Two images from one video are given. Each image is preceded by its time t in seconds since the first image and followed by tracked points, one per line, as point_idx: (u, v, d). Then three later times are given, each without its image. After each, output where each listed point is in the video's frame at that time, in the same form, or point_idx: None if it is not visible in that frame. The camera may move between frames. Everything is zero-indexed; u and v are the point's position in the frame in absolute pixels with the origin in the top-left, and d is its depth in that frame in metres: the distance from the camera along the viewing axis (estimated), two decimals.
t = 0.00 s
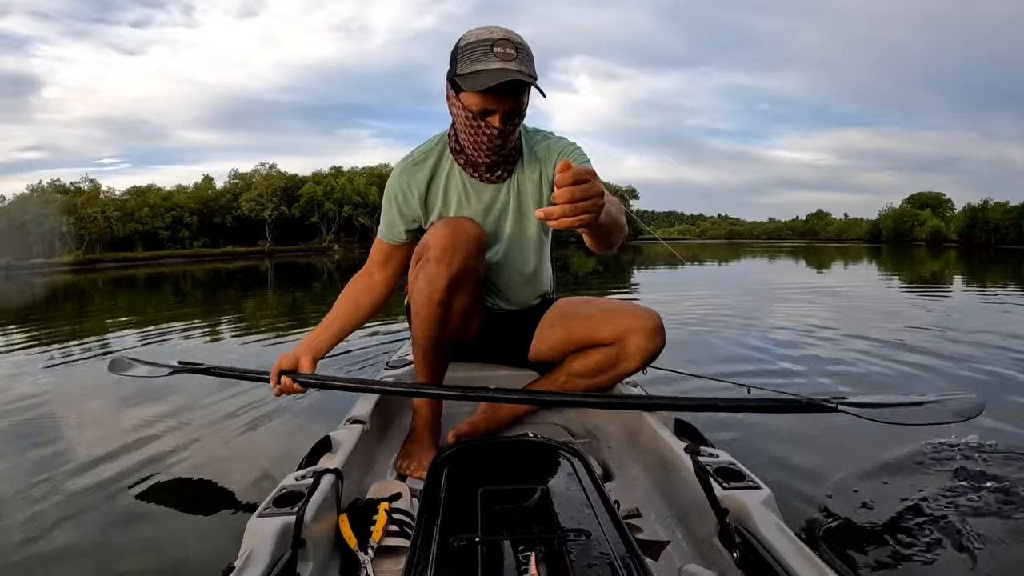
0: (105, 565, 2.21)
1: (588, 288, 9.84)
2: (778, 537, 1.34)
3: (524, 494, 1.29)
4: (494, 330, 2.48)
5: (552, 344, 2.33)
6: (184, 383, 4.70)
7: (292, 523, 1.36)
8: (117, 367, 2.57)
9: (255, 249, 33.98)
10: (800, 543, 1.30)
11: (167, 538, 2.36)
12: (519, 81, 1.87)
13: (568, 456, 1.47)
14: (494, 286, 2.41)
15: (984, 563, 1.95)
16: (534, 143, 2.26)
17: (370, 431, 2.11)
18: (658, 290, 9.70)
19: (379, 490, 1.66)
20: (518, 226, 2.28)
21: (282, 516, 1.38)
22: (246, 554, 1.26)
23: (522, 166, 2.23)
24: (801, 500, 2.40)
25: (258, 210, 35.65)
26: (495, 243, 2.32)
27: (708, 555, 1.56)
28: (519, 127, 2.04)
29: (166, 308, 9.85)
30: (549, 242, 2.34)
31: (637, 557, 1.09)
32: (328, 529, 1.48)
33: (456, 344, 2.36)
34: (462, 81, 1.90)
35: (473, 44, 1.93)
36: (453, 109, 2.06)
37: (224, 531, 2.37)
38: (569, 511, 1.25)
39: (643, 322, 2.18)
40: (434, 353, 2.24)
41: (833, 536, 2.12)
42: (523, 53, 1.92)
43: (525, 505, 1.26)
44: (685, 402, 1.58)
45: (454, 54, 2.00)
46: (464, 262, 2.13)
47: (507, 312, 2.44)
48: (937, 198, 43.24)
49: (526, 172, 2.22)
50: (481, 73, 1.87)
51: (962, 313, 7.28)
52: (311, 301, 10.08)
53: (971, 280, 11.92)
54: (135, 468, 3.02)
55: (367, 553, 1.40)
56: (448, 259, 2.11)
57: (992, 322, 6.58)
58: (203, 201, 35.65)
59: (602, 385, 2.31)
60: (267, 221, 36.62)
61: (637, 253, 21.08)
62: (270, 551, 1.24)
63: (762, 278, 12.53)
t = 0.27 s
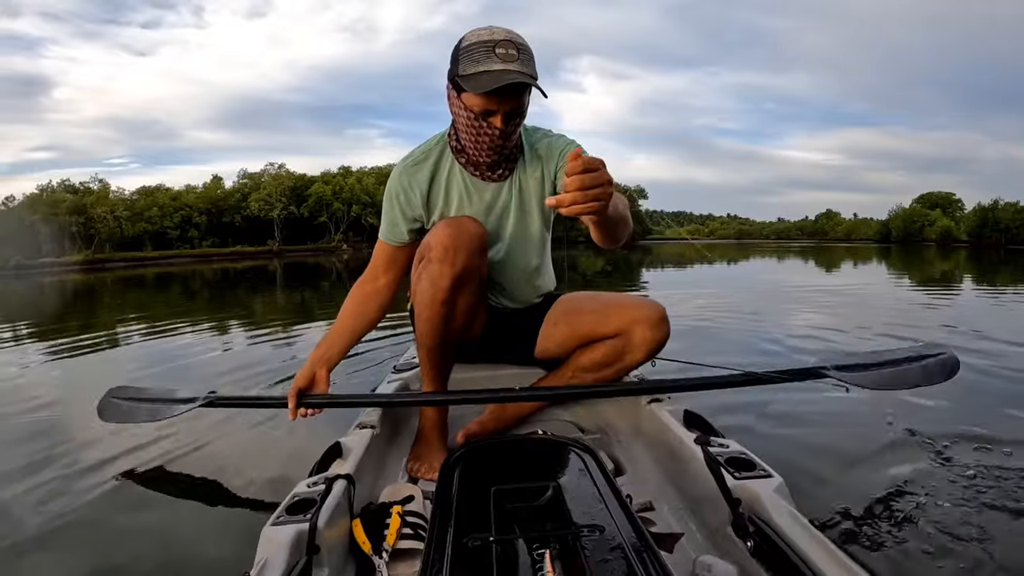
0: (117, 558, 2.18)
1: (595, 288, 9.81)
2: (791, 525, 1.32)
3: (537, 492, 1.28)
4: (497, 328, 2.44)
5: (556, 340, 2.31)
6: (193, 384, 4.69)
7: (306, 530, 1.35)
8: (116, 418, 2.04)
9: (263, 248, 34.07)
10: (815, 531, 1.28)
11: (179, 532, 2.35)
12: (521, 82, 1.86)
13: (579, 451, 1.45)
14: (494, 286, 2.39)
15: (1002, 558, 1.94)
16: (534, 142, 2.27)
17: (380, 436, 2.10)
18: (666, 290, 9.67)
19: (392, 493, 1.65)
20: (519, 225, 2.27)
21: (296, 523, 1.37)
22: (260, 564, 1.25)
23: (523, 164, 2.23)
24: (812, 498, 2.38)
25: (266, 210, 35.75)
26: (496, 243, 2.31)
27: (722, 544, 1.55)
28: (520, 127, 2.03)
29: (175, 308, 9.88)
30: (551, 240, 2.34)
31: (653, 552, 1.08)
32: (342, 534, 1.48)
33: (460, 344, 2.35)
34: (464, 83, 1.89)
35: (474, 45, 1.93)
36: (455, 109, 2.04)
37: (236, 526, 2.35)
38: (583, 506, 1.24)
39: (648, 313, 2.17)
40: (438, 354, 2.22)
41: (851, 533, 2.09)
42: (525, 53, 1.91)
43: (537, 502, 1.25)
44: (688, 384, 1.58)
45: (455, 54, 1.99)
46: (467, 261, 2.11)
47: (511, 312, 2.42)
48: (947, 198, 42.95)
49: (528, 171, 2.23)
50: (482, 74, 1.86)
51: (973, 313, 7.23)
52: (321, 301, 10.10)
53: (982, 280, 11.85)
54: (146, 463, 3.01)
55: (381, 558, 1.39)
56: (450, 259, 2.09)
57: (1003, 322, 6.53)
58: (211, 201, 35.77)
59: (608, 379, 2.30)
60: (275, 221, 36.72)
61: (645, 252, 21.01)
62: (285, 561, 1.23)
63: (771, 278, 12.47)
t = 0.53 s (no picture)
0: (119, 560, 2.19)
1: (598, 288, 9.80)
2: (790, 524, 1.32)
3: (536, 491, 1.28)
4: (496, 328, 2.43)
5: (555, 339, 2.31)
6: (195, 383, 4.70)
7: (306, 532, 1.35)
8: (119, 425, 1.94)
9: (267, 248, 34.12)
10: (813, 529, 1.28)
11: (180, 531, 2.36)
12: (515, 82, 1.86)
13: (579, 452, 1.45)
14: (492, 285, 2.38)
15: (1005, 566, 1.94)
16: (531, 142, 2.28)
17: (380, 437, 2.10)
18: (669, 290, 9.66)
19: (391, 495, 1.65)
20: (516, 223, 2.27)
21: (296, 525, 1.37)
22: (260, 565, 1.25)
23: (520, 163, 2.24)
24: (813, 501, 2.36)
25: (270, 210, 35.82)
26: (493, 241, 2.30)
27: (721, 543, 1.54)
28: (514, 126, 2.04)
29: (180, 308, 9.90)
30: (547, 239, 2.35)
31: (652, 549, 1.08)
32: (342, 536, 1.48)
33: (457, 346, 2.33)
34: (459, 81, 1.89)
35: (470, 43, 1.92)
36: (450, 107, 2.05)
37: (237, 527, 2.36)
38: (582, 506, 1.24)
39: (646, 312, 2.16)
40: (435, 354, 2.20)
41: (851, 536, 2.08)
42: (521, 52, 1.91)
43: (536, 502, 1.25)
44: (691, 386, 1.54)
45: (453, 52, 1.99)
46: (464, 260, 2.11)
47: (510, 311, 2.41)
48: (952, 198, 42.79)
49: (525, 169, 2.24)
50: (478, 73, 1.86)
51: (978, 313, 7.20)
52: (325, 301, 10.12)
53: (987, 279, 11.80)
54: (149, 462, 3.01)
55: (381, 559, 1.39)
56: (447, 258, 2.08)
57: (1009, 322, 6.50)
58: (216, 201, 35.84)
59: (605, 379, 2.29)
60: (279, 221, 36.78)
61: (649, 252, 20.97)
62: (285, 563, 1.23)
63: (775, 278, 12.44)
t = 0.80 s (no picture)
0: (116, 557, 2.21)
1: (601, 288, 9.78)
2: (780, 532, 1.33)
3: (527, 493, 1.29)
4: (491, 331, 2.43)
5: (549, 342, 2.31)
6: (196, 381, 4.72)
7: (296, 528, 1.37)
8: (109, 420, 1.97)
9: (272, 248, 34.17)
10: (803, 538, 1.29)
11: (177, 530, 2.37)
12: (491, 83, 1.87)
13: (570, 453, 1.46)
14: (487, 285, 2.38)
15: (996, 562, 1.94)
16: (527, 143, 2.31)
17: (372, 435, 2.10)
18: (673, 290, 9.64)
19: (382, 493, 1.66)
20: (512, 222, 2.29)
21: (286, 521, 1.39)
22: (249, 560, 1.26)
23: (516, 163, 2.27)
24: (807, 502, 2.36)
25: (275, 210, 35.86)
26: (488, 241, 2.32)
27: (711, 549, 1.55)
28: (502, 124, 2.05)
29: (185, 307, 9.93)
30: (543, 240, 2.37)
31: (641, 554, 1.09)
32: (332, 532, 1.49)
33: (451, 346, 2.33)
34: (444, 80, 1.91)
35: (456, 42, 1.93)
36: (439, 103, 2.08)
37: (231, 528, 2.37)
38: (573, 509, 1.25)
39: (641, 317, 2.17)
40: (428, 351, 2.20)
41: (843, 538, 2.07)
42: (507, 51, 1.90)
43: (528, 504, 1.26)
44: (684, 391, 1.54)
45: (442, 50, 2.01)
46: (458, 258, 2.11)
47: (505, 311, 2.41)
48: (957, 198, 42.59)
49: (521, 170, 2.27)
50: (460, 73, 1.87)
51: (983, 313, 7.16)
52: (328, 300, 10.13)
53: (994, 280, 11.73)
54: (147, 460, 3.03)
55: (370, 556, 1.40)
56: (442, 255, 2.09)
57: (1014, 322, 6.46)
58: (221, 200, 35.92)
59: (599, 382, 2.30)
60: (284, 221, 36.83)
61: (653, 252, 20.93)
62: (274, 558, 1.25)
63: (780, 277, 12.40)
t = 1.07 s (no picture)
0: (118, 555, 2.23)
1: (606, 288, 9.77)
2: (776, 536, 1.33)
3: (524, 494, 1.29)
4: (490, 332, 2.43)
5: (548, 343, 2.32)
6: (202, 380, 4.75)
7: (291, 525, 1.38)
8: (112, 417, 1.99)
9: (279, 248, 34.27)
10: (799, 542, 1.29)
11: (178, 527, 2.39)
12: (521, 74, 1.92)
13: (568, 455, 1.46)
14: (489, 284, 2.39)
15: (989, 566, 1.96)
16: (529, 143, 2.32)
17: (369, 434, 2.11)
18: (678, 290, 9.62)
19: (378, 490, 1.67)
20: (515, 221, 2.30)
21: (282, 518, 1.40)
22: (245, 556, 1.28)
23: (519, 163, 2.28)
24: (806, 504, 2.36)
25: (282, 209, 35.95)
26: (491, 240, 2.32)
27: (707, 551, 1.56)
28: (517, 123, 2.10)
29: (191, 306, 9.98)
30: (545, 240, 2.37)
31: (637, 554, 1.09)
32: (327, 530, 1.50)
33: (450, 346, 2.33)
34: (468, 77, 1.93)
35: (469, 43, 1.97)
36: (450, 108, 2.07)
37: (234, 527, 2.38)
38: (569, 510, 1.25)
39: (641, 320, 2.17)
40: (427, 350, 2.22)
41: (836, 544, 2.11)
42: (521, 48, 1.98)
43: (524, 504, 1.26)
44: (683, 395, 1.54)
45: (448, 55, 2.04)
46: (458, 256, 2.12)
47: (506, 312, 2.41)
48: (965, 197, 42.37)
49: (523, 170, 2.28)
50: (487, 67, 1.91)
51: (990, 313, 7.11)
52: (334, 300, 10.16)
53: (1002, 280, 11.66)
54: (151, 458, 3.05)
55: (366, 554, 1.41)
56: (441, 254, 2.09)
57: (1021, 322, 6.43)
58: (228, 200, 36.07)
59: (597, 384, 2.29)
60: (290, 220, 36.92)
61: (661, 252, 20.89)
62: (268, 554, 1.26)
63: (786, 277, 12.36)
